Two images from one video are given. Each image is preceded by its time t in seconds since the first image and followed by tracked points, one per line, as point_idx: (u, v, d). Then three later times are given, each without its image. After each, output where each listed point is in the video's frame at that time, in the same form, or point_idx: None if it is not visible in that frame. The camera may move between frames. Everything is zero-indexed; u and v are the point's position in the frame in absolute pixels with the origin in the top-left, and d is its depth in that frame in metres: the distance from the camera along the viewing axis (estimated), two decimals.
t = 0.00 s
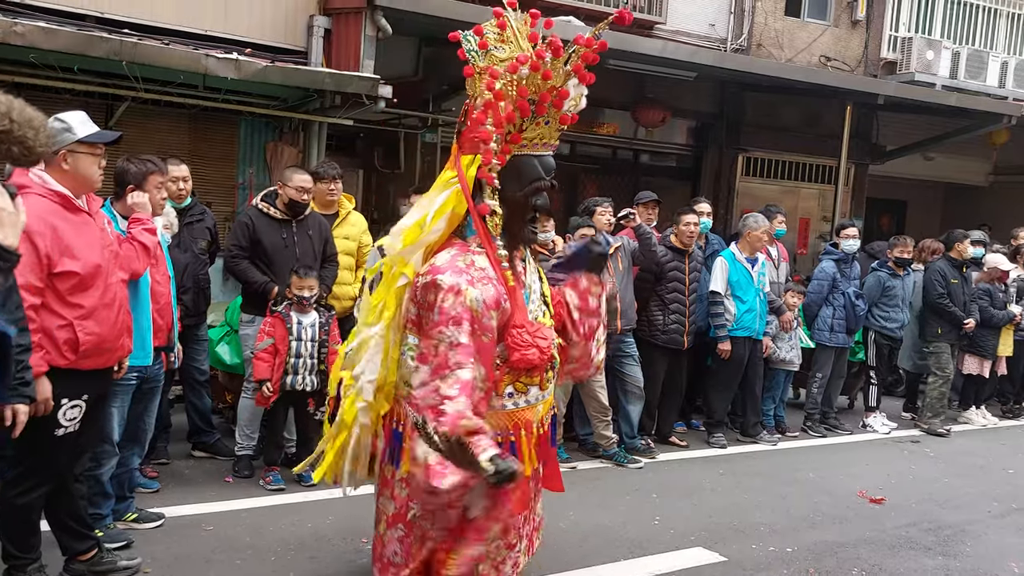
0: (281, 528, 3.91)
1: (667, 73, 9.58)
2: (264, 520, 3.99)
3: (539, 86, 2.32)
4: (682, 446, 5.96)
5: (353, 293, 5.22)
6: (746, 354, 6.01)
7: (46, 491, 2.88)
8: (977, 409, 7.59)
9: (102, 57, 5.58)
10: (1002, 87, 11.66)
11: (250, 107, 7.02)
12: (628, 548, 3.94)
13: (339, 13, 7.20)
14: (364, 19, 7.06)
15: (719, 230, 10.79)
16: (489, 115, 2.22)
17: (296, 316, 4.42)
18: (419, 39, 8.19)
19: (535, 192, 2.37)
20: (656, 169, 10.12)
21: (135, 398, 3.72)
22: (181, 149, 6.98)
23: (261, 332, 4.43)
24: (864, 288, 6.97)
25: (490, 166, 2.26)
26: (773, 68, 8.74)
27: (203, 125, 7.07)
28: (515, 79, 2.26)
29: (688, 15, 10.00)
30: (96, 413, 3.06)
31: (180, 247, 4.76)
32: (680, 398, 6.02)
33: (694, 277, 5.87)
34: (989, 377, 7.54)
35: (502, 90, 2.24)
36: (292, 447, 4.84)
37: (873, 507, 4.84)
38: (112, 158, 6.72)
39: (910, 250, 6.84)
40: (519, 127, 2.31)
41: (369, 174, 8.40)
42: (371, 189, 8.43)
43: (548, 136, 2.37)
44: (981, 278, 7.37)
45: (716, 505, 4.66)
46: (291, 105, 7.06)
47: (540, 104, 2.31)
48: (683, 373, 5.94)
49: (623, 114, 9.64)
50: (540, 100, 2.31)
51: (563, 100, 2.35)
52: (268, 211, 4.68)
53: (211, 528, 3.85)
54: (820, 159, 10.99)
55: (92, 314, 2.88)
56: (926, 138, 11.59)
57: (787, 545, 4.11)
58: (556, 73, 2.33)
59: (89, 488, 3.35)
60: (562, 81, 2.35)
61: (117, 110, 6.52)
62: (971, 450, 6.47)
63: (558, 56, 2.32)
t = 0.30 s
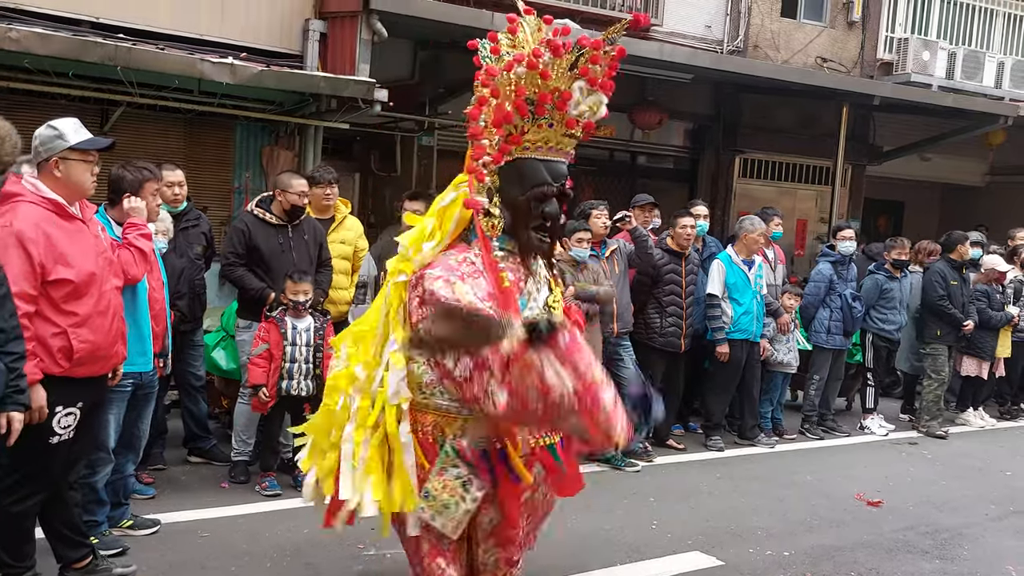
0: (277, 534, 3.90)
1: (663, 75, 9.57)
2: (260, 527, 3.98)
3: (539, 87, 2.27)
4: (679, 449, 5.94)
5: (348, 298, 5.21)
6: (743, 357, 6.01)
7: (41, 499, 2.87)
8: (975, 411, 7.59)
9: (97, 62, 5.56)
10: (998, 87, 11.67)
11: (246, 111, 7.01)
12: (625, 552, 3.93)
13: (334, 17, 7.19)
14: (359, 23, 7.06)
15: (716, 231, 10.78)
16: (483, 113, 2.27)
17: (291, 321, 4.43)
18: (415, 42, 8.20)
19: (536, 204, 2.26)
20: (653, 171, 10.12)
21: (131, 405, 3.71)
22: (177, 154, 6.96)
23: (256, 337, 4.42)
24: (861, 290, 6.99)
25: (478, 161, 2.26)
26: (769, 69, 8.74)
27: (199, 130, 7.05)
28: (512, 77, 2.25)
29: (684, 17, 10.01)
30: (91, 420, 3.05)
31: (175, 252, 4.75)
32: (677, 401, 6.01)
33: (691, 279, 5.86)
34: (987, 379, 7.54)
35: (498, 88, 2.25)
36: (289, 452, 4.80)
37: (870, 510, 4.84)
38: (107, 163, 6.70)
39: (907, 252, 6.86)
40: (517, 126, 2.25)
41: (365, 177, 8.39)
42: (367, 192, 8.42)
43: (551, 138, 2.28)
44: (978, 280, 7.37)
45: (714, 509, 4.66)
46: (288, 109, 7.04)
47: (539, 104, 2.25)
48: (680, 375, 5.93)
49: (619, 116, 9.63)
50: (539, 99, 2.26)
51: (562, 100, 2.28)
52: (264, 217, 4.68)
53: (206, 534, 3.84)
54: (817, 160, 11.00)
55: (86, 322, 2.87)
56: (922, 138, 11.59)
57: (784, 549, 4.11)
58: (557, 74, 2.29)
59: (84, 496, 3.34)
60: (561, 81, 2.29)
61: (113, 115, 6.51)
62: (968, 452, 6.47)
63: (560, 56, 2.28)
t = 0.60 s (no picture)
0: (276, 536, 3.90)
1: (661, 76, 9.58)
2: (259, 529, 3.98)
3: (496, 74, 2.17)
4: (678, 450, 5.94)
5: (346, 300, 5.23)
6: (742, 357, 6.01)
7: (39, 502, 2.87)
8: (975, 410, 7.59)
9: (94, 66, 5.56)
10: (997, 86, 11.68)
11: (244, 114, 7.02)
12: (624, 553, 3.94)
13: (332, 19, 7.19)
14: (357, 25, 7.04)
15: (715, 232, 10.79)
16: (450, 104, 2.22)
17: (288, 323, 4.42)
18: (413, 44, 8.22)
19: (509, 195, 2.10)
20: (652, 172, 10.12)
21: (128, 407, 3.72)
22: (175, 157, 6.97)
23: (253, 339, 4.42)
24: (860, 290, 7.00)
25: (440, 149, 2.23)
26: (768, 69, 8.74)
27: (197, 132, 7.07)
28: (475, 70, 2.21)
29: (681, 18, 10.03)
30: (89, 422, 3.05)
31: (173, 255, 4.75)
32: (676, 401, 6.02)
33: (690, 280, 5.87)
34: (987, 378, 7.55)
35: (467, 82, 2.22)
36: (287, 454, 4.80)
37: (870, 510, 4.83)
38: (105, 166, 6.71)
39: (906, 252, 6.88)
40: (484, 115, 2.19)
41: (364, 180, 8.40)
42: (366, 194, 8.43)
43: (518, 126, 2.13)
44: (978, 279, 7.37)
45: (713, 510, 4.65)
46: (285, 111, 7.03)
47: (495, 92, 2.17)
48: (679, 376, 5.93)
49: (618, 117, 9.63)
50: (492, 87, 2.17)
51: (520, 84, 2.13)
52: (260, 219, 4.68)
53: (205, 537, 3.84)
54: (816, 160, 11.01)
55: (83, 324, 2.87)
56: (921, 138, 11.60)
57: (783, 549, 4.11)
58: (513, 60, 2.16)
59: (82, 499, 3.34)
60: (521, 66, 2.15)
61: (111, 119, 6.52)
62: (968, 452, 6.46)
63: (517, 40, 2.16)
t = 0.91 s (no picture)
0: (270, 543, 3.88)
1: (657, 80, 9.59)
2: (254, 535, 3.95)
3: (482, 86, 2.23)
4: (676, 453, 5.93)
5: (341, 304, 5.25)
6: (738, 360, 6.01)
7: (32, 509, 2.84)
8: (970, 412, 7.59)
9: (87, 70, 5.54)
10: (990, 89, 11.73)
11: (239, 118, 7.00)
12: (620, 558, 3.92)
13: (327, 24, 7.19)
14: (352, 30, 7.05)
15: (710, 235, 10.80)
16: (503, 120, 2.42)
17: (284, 328, 4.40)
18: (408, 48, 8.20)
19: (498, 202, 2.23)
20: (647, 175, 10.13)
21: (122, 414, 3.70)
22: (169, 162, 6.95)
23: (249, 345, 4.41)
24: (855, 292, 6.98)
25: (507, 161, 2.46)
26: (762, 73, 8.75)
27: (192, 137, 7.05)
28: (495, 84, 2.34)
29: (677, 22, 10.04)
30: (83, 429, 3.02)
31: (168, 260, 4.72)
32: (673, 404, 6.00)
33: (686, 283, 5.87)
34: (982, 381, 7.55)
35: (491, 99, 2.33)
36: (283, 460, 4.77)
37: (866, 513, 4.83)
38: (99, 171, 6.69)
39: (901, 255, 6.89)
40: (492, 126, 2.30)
41: (359, 183, 8.38)
42: (361, 198, 8.42)
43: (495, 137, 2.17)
44: (972, 281, 7.38)
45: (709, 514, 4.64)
46: (280, 115, 7.02)
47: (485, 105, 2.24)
48: (676, 379, 5.92)
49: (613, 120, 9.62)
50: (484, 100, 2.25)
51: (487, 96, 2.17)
52: (257, 224, 4.66)
53: (199, 544, 3.81)
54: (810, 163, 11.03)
55: (76, 330, 2.85)
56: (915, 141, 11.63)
57: (780, 553, 4.10)
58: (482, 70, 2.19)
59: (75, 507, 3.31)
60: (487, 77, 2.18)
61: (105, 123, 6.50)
62: (964, 454, 6.47)
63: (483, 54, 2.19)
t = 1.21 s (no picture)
0: (268, 548, 3.87)
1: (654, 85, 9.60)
2: (252, 541, 3.94)
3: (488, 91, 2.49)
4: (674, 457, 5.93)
5: (339, 309, 5.22)
6: (736, 364, 6.02)
7: (29, 515, 2.81)
8: (967, 416, 7.60)
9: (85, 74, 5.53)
10: (985, 94, 11.76)
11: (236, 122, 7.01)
12: (619, 563, 3.91)
13: (324, 27, 7.18)
14: (349, 34, 7.04)
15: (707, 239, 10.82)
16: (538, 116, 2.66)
17: (281, 333, 4.40)
18: (405, 52, 8.20)
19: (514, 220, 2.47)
20: (644, 180, 10.14)
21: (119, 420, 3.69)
22: (165, 167, 6.93)
23: (246, 350, 4.39)
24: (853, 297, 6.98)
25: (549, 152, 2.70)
26: (759, 78, 8.77)
27: (188, 141, 7.04)
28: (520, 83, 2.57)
29: (673, 27, 10.07)
30: (80, 434, 3.01)
31: (165, 265, 4.72)
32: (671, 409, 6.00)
33: (683, 287, 5.88)
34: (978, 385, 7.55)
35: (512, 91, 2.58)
36: (280, 465, 4.76)
37: (865, 517, 4.83)
38: (95, 176, 6.68)
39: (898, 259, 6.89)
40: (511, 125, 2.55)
41: (356, 188, 8.39)
42: (358, 203, 8.42)
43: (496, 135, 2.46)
44: (968, 286, 7.39)
45: (708, 518, 4.63)
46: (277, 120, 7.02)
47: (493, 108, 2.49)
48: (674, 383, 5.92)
49: (610, 125, 9.63)
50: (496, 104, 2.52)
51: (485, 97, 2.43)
52: (255, 229, 4.65)
53: (197, 549, 3.79)
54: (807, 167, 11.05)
55: (73, 336, 2.84)
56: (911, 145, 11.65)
57: (779, 557, 4.10)
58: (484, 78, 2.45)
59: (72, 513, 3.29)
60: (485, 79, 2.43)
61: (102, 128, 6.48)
62: (962, 458, 6.47)
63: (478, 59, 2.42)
